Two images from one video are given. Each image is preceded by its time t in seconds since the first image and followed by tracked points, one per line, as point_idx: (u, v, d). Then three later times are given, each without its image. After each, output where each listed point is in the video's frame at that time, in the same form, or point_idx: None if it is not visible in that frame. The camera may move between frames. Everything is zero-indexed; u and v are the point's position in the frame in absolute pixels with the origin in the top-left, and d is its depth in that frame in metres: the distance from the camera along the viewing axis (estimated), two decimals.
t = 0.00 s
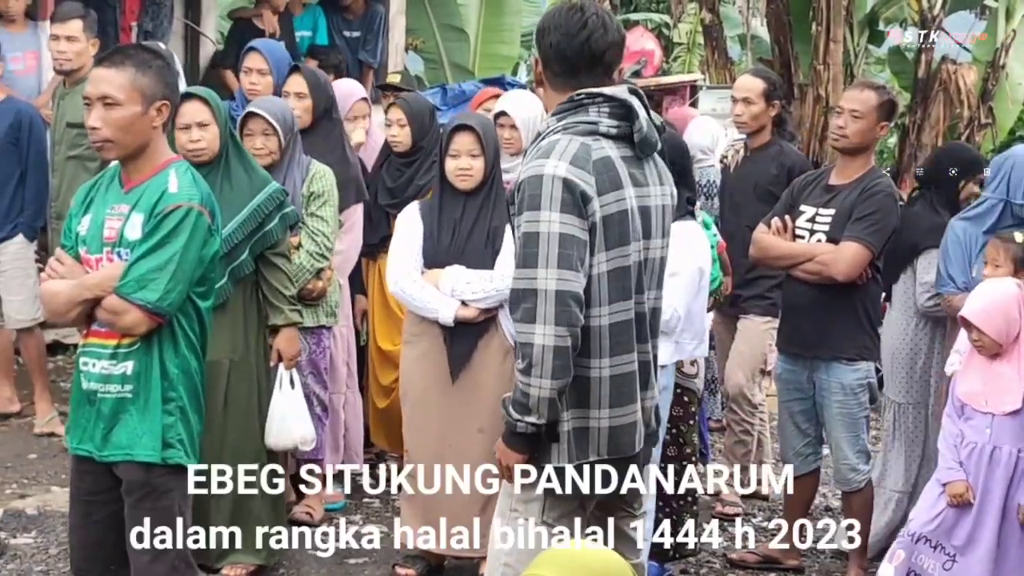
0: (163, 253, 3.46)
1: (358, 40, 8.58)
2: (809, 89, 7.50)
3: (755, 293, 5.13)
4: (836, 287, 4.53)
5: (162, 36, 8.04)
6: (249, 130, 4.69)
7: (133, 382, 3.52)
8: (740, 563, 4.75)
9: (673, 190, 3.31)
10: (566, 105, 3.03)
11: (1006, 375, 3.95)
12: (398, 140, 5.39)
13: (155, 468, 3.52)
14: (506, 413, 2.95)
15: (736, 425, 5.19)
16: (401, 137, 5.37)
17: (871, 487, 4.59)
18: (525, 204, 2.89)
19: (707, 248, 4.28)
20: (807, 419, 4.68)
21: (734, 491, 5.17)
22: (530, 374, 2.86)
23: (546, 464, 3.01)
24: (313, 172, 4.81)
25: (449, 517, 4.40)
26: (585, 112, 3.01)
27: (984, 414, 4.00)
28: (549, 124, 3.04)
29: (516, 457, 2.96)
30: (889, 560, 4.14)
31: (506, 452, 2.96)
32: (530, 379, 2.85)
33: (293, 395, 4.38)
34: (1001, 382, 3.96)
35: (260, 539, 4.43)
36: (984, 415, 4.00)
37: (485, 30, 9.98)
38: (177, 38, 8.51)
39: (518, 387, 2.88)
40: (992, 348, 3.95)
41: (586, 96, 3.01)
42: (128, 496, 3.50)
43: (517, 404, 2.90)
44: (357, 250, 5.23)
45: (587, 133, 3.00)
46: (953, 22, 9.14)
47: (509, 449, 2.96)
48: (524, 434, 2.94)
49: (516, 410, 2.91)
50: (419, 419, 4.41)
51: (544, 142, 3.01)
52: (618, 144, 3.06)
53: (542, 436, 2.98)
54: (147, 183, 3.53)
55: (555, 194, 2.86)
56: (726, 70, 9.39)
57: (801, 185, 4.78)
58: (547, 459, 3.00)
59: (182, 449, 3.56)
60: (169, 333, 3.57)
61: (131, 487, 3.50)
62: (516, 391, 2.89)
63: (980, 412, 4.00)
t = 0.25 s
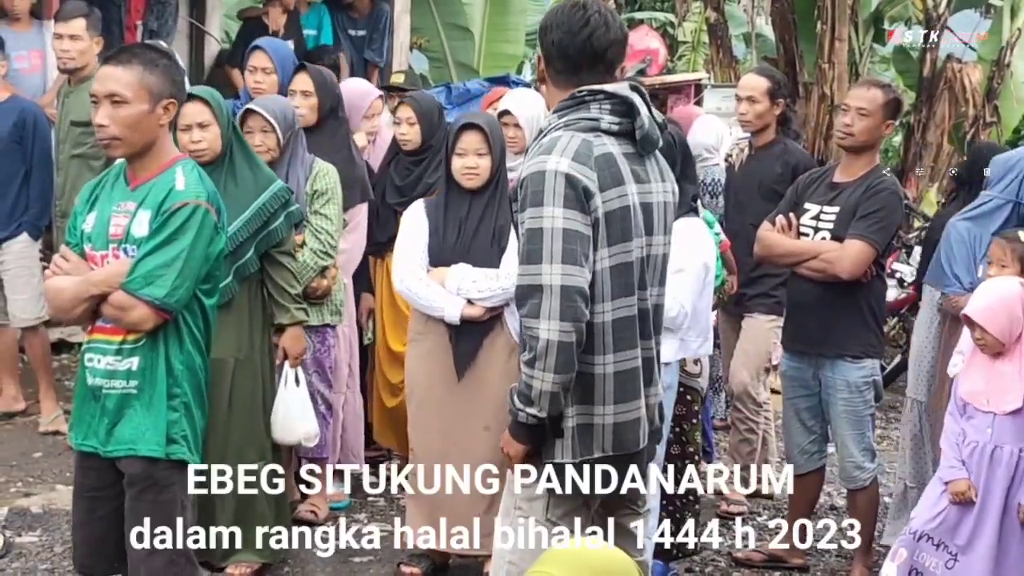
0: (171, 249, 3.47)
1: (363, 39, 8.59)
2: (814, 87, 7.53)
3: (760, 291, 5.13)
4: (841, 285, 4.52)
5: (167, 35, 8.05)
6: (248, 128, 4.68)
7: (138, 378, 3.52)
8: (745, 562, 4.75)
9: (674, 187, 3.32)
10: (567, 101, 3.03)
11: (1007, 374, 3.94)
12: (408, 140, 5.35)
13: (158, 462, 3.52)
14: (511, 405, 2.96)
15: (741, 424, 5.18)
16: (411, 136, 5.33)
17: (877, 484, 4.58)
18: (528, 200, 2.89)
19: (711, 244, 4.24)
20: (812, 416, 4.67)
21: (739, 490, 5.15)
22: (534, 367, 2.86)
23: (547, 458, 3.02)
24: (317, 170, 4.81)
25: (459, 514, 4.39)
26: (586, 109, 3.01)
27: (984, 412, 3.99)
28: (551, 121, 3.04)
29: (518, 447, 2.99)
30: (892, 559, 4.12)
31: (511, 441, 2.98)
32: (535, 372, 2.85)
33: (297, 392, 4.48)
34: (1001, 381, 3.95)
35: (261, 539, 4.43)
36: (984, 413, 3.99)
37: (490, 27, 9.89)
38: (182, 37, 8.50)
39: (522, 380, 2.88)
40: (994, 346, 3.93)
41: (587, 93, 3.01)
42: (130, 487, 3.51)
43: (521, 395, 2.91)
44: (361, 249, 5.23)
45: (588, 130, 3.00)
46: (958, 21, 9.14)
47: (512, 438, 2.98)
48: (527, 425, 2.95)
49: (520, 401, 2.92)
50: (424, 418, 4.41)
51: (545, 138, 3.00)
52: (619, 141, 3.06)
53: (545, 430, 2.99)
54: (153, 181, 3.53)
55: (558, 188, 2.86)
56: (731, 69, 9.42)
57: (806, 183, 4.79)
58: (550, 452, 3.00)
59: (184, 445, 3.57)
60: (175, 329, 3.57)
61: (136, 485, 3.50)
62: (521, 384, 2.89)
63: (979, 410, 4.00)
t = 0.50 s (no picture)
0: (177, 243, 3.46)
1: (367, 36, 8.52)
2: (818, 84, 7.55)
3: (766, 288, 5.12)
4: (842, 282, 4.51)
5: (172, 32, 8.04)
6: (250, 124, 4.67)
7: (144, 372, 3.51)
8: (751, 560, 4.71)
9: (680, 182, 3.31)
10: (574, 97, 3.03)
11: (1011, 371, 3.94)
12: (420, 136, 5.24)
13: (159, 454, 3.52)
14: (523, 397, 2.93)
15: (746, 421, 5.15)
16: (422, 132, 5.22)
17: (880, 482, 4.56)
18: (539, 194, 2.88)
19: (715, 238, 4.22)
20: (818, 413, 4.66)
21: (744, 487, 5.14)
22: (550, 361, 2.85)
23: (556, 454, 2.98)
24: (320, 167, 4.82)
25: (467, 510, 4.36)
26: (593, 104, 3.01)
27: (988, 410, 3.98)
28: (558, 116, 3.03)
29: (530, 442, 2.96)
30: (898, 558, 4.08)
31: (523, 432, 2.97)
32: (553, 363, 2.84)
33: (298, 393, 4.44)
34: (1006, 378, 3.95)
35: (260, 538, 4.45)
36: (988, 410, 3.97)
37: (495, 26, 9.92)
38: (187, 34, 8.49)
39: (539, 372, 2.86)
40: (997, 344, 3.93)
41: (594, 88, 3.00)
42: (129, 474, 3.52)
43: (534, 389, 2.89)
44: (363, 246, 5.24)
45: (595, 124, 3.00)
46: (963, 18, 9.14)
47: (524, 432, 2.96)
48: (540, 419, 2.93)
49: (533, 395, 2.90)
50: (430, 415, 4.41)
51: (553, 133, 3.00)
52: (626, 136, 3.06)
53: (555, 424, 2.96)
54: (160, 176, 3.53)
55: (570, 182, 2.84)
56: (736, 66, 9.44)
57: (810, 179, 4.78)
58: (559, 447, 2.97)
59: (188, 439, 3.58)
60: (181, 321, 3.57)
61: (143, 482, 3.50)
62: (536, 377, 2.88)
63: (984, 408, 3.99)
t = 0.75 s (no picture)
0: (189, 238, 3.45)
1: (380, 34, 8.23)
2: (833, 83, 7.56)
3: (780, 286, 5.10)
4: (853, 281, 4.46)
5: (185, 29, 8.04)
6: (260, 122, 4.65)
7: (156, 369, 3.51)
8: (764, 560, 4.70)
9: (698, 183, 3.30)
10: (594, 94, 3.01)
11: None
12: (439, 136, 5.24)
13: (175, 453, 3.51)
14: (550, 384, 2.90)
15: (759, 421, 5.13)
16: (442, 132, 5.22)
17: (894, 482, 4.51)
18: (564, 187, 2.86)
19: (732, 236, 4.21)
20: (830, 412, 4.63)
21: (758, 487, 5.12)
22: (581, 345, 2.81)
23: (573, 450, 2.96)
24: (333, 164, 4.81)
25: (483, 510, 4.40)
26: (613, 100, 2.99)
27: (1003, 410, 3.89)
28: (578, 113, 3.02)
29: (553, 422, 2.94)
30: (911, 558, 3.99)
31: (554, 417, 2.93)
32: (589, 348, 2.80)
33: (311, 393, 4.36)
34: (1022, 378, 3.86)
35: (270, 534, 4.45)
36: (1004, 411, 3.88)
37: (507, 23, 9.95)
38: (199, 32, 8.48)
39: (569, 356, 2.83)
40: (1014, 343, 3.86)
41: (614, 85, 2.99)
42: (145, 476, 3.51)
43: (562, 371, 2.86)
44: (378, 242, 5.22)
45: (616, 120, 2.98)
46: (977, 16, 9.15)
47: (547, 412, 2.94)
48: (565, 399, 2.90)
49: (558, 377, 2.87)
50: (447, 415, 4.43)
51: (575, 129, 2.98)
52: (646, 134, 3.04)
53: (573, 416, 2.94)
54: (173, 172, 3.53)
55: (594, 175, 2.84)
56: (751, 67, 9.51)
57: (823, 178, 4.73)
58: (575, 443, 2.95)
59: (205, 436, 3.56)
60: (194, 316, 3.55)
61: (154, 480, 3.50)
62: (565, 360, 2.84)
63: (999, 407, 3.89)
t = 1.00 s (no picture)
0: (202, 240, 3.45)
1: (395, 34, 8.22)
2: (849, 83, 7.72)
3: (796, 288, 5.08)
4: (867, 283, 4.44)
5: (201, 29, 8.05)
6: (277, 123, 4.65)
7: (169, 370, 3.52)
8: (779, 561, 4.70)
9: (715, 183, 3.29)
10: (613, 94, 3.00)
11: None
12: (460, 140, 5.27)
13: (185, 455, 3.53)
14: (591, 386, 2.87)
15: (775, 422, 5.14)
16: (463, 135, 5.26)
17: (910, 484, 4.48)
18: (589, 188, 2.85)
19: (749, 237, 4.21)
20: (845, 414, 4.57)
21: (773, 489, 5.11)
22: (626, 350, 2.79)
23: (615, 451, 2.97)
24: (348, 165, 4.80)
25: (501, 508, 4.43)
26: (632, 101, 2.99)
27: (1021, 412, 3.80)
28: (597, 114, 3.01)
29: (602, 431, 2.91)
30: (929, 562, 3.92)
31: (591, 426, 2.90)
32: (630, 350, 2.79)
33: (328, 393, 4.40)
34: None
35: (261, 539, 4.45)
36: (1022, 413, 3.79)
37: (523, 24, 9.91)
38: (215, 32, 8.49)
39: (614, 361, 2.80)
40: None
41: (633, 85, 2.98)
42: (156, 478, 3.53)
43: (608, 379, 2.83)
44: (393, 244, 5.22)
45: (635, 120, 2.97)
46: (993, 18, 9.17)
47: (594, 423, 2.89)
48: (617, 409, 2.87)
49: (607, 385, 2.84)
50: (466, 417, 4.42)
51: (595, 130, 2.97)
52: (665, 133, 3.04)
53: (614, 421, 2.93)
54: (189, 174, 3.53)
55: (617, 174, 2.83)
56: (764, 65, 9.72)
57: (838, 179, 4.70)
58: (619, 445, 2.95)
59: (213, 438, 3.58)
60: (206, 321, 3.56)
61: (167, 480, 3.52)
62: (610, 365, 2.81)
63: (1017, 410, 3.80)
